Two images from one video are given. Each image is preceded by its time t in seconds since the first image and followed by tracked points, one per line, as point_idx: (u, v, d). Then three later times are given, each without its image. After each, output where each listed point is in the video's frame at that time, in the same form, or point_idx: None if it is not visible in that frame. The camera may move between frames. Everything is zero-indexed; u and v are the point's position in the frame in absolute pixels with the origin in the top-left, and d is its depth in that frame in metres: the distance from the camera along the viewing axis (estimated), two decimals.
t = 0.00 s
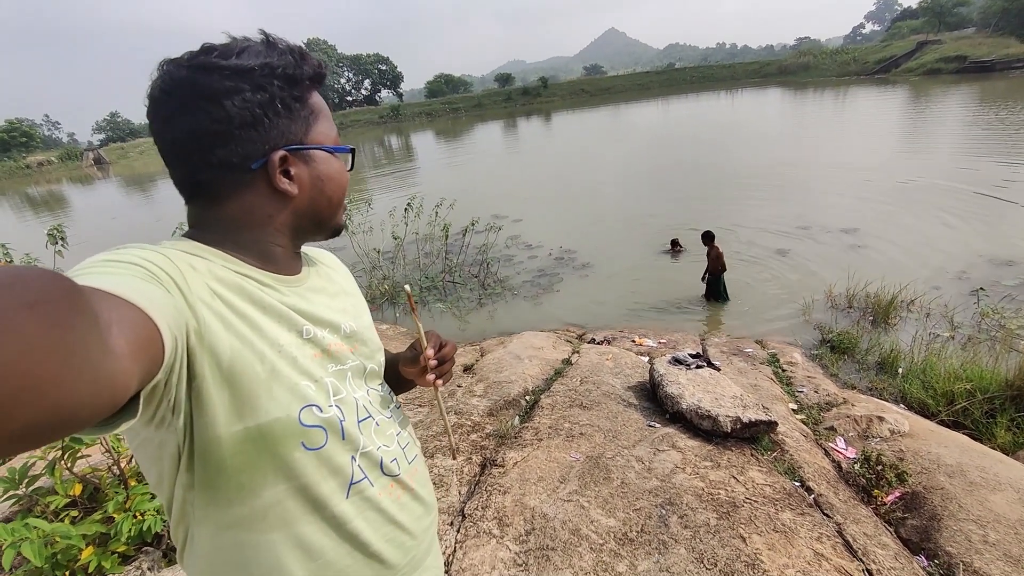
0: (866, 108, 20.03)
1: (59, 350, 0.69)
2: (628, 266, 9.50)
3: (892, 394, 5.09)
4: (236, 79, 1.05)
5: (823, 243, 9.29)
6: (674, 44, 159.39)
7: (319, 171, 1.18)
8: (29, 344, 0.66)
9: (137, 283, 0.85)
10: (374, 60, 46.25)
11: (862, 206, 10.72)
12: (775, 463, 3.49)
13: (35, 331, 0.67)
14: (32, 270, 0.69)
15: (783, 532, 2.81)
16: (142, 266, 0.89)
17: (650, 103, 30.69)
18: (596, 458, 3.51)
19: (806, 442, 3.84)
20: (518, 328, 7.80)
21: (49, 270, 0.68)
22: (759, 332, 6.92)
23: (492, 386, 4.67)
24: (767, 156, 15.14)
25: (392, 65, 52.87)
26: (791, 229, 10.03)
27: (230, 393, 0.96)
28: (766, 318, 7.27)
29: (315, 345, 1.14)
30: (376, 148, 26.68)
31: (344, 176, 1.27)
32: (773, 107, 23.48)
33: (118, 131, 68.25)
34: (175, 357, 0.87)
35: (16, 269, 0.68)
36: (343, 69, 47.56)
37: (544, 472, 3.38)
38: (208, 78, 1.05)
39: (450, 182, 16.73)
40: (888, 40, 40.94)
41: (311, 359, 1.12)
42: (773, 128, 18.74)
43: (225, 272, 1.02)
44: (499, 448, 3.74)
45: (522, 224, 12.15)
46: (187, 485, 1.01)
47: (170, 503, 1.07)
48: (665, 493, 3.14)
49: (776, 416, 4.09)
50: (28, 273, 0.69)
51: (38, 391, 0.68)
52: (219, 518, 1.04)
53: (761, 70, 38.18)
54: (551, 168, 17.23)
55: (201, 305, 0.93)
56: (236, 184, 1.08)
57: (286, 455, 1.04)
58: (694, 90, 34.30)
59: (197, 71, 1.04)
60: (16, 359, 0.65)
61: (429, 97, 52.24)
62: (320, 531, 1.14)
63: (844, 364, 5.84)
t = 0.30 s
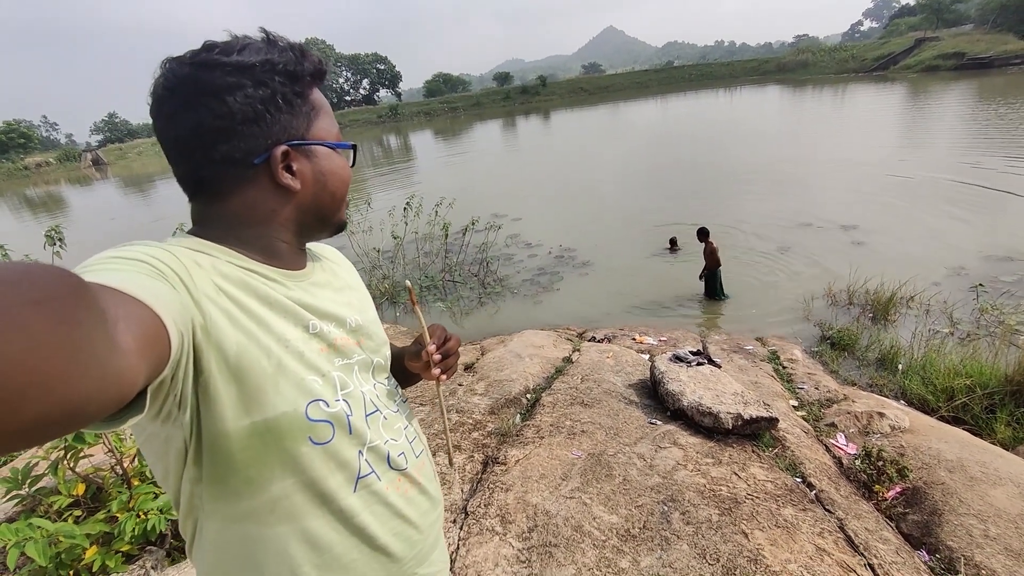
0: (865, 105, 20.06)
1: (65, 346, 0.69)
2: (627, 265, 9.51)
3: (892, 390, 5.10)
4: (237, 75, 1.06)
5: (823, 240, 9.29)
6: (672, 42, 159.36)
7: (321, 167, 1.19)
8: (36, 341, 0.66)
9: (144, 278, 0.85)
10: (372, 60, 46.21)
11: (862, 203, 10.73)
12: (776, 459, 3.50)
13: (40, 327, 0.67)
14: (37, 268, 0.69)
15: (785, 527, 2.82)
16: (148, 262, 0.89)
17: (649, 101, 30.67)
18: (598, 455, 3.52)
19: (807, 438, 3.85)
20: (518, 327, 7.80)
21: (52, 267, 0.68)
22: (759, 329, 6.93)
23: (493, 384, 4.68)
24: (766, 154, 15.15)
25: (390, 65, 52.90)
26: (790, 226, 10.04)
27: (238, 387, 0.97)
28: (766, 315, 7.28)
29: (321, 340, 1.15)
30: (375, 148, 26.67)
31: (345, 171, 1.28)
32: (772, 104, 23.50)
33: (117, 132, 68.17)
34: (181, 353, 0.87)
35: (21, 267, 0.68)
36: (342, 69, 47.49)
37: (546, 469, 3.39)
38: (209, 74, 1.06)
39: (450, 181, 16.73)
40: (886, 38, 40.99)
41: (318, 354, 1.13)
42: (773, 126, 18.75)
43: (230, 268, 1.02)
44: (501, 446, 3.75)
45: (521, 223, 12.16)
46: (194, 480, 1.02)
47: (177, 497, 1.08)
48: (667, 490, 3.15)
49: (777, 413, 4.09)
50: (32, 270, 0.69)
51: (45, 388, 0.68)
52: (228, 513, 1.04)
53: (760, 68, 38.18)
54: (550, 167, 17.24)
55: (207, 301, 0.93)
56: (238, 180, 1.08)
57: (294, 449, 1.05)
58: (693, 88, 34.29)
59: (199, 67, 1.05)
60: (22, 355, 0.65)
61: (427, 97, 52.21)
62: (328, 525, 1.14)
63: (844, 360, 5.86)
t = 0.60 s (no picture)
0: (867, 103, 20.00)
1: (66, 353, 0.69)
2: (628, 264, 9.50)
3: (894, 390, 5.10)
4: (229, 81, 1.05)
5: (825, 239, 9.27)
6: (674, 40, 158.83)
7: (316, 172, 1.19)
8: (35, 349, 0.66)
9: (143, 286, 0.85)
10: (373, 58, 46.17)
11: (864, 202, 10.69)
12: (777, 460, 3.49)
13: (41, 335, 0.67)
14: (36, 276, 0.69)
15: (786, 529, 2.82)
16: (146, 270, 0.89)
17: (649, 99, 30.59)
18: (599, 456, 3.52)
19: (808, 438, 3.84)
20: (519, 326, 7.79)
21: (52, 275, 0.68)
22: (760, 328, 6.92)
23: (494, 385, 4.68)
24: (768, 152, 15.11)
25: (391, 64, 52.89)
26: (792, 225, 10.01)
27: (237, 394, 0.97)
28: (768, 314, 7.27)
29: (320, 345, 1.15)
30: (376, 147, 26.68)
31: (340, 175, 1.27)
32: (774, 103, 23.45)
33: (118, 131, 68.27)
34: (179, 360, 0.87)
35: (20, 276, 0.68)
36: (342, 68, 47.45)
37: (547, 470, 3.39)
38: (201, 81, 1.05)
39: (451, 180, 16.73)
40: (888, 36, 40.84)
41: (317, 359, 1.13)
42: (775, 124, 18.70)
43: (228, 274, 1.02)
44: (502, 446, 3.75)
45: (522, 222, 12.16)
46: (194, 487, 1.02)
47: (177, 504, 1.08)
48: (668, 490, 3.15)
49: (778, 413, 4.09)
50: (33, 278, 0.70)
51: (45, 394, 0.68)
52: (227, 519, 1.04)
53: (761, 66, 38.08)
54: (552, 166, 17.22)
55: (206, 308, 0.93)
56: (234, 186, 1.08)
57: (292, 455, 1.05)
58: (694, 86, 34.23)
59: (190, 74, 1.04)
60: (23, 363, 0.65)
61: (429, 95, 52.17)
62: (327, 531, 1.14)
63: (846, 360, 5.85)
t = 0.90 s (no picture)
0: (870, 104, 19.95)
1: (62, 353, 0.69)
2: (630, 264, 9.49)
3: (896, 391, 5.08)
4: (226, 82, 1.05)
5: (827, 240, 9.24)
6: (676, 40, 158.62)
7: (314, 172, 1.18)
8: (31, 350, 0.66)
9: (138, 287, 0.85)
10: (375, 58, 46.23)
11: (866, 202, 10.67)
12: (778, 462, 3.48)
13: (36, 335, 0.67)
14: (30, 277, 0.69)
15: (787, 531, 2.80)
16: (143, 270, 0.89)
17: (652, 99, 30.56)
18: (599, 457, 3.51)
19: (810, 440, 3.83)
20: (520, 327, 7.79)
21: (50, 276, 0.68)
22: (762, 329, 6.90)
23: (494, 385, 4.67)
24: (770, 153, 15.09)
25: (393, 65, 52.97)
26: (794, 226, 9.99)
27: (234, 396, 0.96)
28: (770, 315, 7.25)
29: (317, 347, 1.14)
30: (378, 147, 26.70)
31: (337, 176, 1.27)
32: (776, 103, 23.41)
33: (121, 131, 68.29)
34: (175, 363, 0.87)
35: (16, 276, 0.68)
36: (345, 68, 47.54)
37: (547, 471, 3.38)
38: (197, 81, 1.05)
39: (452, 180, 16.75)
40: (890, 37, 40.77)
41: (315, 360, 1.12)
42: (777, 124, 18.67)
43: (225, 276, 1.02)
44: (502, 447, 3.75)
45: (524, 222, 12.16)
46: (190, 489, 1.01)
47: (173, 506, 1.08)
48: (669, 492, 3.13)
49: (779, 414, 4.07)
50: (29, 278, 0.69)
51: (42, 395, 0.68)
52: (224, 521, 1.04)
53: (763, 66, 38.06)
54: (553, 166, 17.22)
55: (203, 309, 0.93)
56: (231, 187, 1.08)
57: (289, 457, 1.04)
58: (696, 86, 34.20)
59: (186, 75, 1.04)
60: (19, 363, 0.65)
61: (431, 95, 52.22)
62: (324, 534, 1.14)
63: (848, 361, 5.83)
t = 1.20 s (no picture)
0: (869, 108, 20.01)
1: (62, 352, 0.69)
2: (629, 267, 9.50)
3: (894, 395, 5.08)
4: (225, 80, 1.05)
5: (826, 243, 9.26)
6: (676, 44, 159.17)
7: (314, 171, 1.18)
8: (30, 349, 0.66)
9: (138, 286, 0.85)
10: (376, 60, 46.34)
11: (864, 206, 10.69)
12: (776, 465, 3.47)
13: (33, 335, 0.66)
14: (30, 277, 0.69)
15: (786, 534, 2.80)
16: (142, 269, 0.89)
17: (652, 103, 30.65)
18: (597, 459, 3.51)
19: (808, 443, 3.83)
20: (519, 329, 7.78)
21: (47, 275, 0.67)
22: (761, 333, 6.91)
23: (493, 387, 4.67)
24: (769, 157, 15.12)
25: (393, 67, 53.08)
26: (793, 229, 10.00)
27: (233, 395, 0.96)
28: (768, 318, 7.26)
29: (317, 346, 1.14)
30: (378, 148, 26.73)
31: (338, 174, 1.27)
32: (776, 107, 23.48)
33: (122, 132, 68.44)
34: (175, 361, 0.87)
35: (13, 276, 0.68)
36: (345, 70, 47.60)
37: (545, 474, 3.37)
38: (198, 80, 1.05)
39: (452, 182, 16.76)
40: (889, 41, 40.93)
41: (313, 359, 1.12)
42: (777, 128, 18.71)
43: (225, 274, 1.02)
44: (501, 449, 3.74)
45: (523, 224, 12.16)
46: (188, 488, 1.01)
47: (171, 505, 1.07)
48: (667, 495, 3.13)
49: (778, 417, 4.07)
50: (28, 277, 0.69)
51: (42, 394, 0.68)
52: (222, 521, 1.04)
53: (763, 70, 38.17)
54: (553, 168, 17.24)
55: (203, 308, 0.93)
56: (231, 185, 1.08)
57: (287, 457, 1.04)
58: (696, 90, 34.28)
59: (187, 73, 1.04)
60: (17, 361, 0.65)
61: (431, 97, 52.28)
62: (322, 534, 1.13)
63: (847, 365, 5.84)
